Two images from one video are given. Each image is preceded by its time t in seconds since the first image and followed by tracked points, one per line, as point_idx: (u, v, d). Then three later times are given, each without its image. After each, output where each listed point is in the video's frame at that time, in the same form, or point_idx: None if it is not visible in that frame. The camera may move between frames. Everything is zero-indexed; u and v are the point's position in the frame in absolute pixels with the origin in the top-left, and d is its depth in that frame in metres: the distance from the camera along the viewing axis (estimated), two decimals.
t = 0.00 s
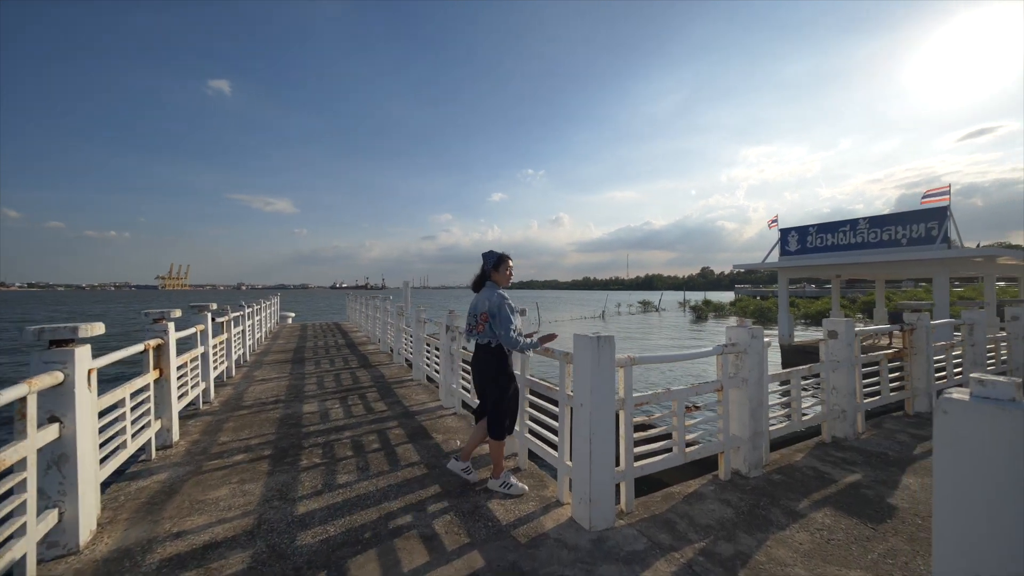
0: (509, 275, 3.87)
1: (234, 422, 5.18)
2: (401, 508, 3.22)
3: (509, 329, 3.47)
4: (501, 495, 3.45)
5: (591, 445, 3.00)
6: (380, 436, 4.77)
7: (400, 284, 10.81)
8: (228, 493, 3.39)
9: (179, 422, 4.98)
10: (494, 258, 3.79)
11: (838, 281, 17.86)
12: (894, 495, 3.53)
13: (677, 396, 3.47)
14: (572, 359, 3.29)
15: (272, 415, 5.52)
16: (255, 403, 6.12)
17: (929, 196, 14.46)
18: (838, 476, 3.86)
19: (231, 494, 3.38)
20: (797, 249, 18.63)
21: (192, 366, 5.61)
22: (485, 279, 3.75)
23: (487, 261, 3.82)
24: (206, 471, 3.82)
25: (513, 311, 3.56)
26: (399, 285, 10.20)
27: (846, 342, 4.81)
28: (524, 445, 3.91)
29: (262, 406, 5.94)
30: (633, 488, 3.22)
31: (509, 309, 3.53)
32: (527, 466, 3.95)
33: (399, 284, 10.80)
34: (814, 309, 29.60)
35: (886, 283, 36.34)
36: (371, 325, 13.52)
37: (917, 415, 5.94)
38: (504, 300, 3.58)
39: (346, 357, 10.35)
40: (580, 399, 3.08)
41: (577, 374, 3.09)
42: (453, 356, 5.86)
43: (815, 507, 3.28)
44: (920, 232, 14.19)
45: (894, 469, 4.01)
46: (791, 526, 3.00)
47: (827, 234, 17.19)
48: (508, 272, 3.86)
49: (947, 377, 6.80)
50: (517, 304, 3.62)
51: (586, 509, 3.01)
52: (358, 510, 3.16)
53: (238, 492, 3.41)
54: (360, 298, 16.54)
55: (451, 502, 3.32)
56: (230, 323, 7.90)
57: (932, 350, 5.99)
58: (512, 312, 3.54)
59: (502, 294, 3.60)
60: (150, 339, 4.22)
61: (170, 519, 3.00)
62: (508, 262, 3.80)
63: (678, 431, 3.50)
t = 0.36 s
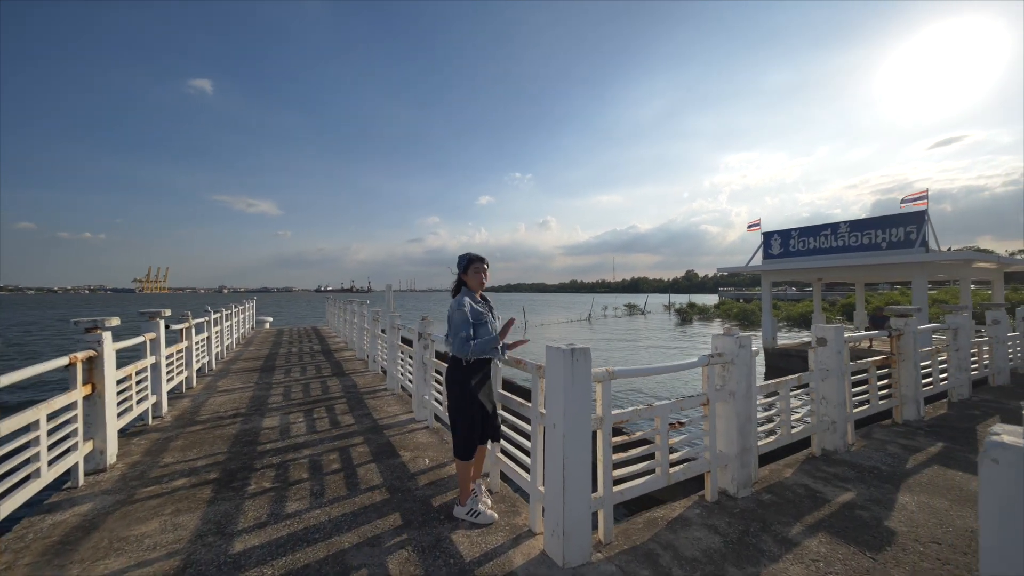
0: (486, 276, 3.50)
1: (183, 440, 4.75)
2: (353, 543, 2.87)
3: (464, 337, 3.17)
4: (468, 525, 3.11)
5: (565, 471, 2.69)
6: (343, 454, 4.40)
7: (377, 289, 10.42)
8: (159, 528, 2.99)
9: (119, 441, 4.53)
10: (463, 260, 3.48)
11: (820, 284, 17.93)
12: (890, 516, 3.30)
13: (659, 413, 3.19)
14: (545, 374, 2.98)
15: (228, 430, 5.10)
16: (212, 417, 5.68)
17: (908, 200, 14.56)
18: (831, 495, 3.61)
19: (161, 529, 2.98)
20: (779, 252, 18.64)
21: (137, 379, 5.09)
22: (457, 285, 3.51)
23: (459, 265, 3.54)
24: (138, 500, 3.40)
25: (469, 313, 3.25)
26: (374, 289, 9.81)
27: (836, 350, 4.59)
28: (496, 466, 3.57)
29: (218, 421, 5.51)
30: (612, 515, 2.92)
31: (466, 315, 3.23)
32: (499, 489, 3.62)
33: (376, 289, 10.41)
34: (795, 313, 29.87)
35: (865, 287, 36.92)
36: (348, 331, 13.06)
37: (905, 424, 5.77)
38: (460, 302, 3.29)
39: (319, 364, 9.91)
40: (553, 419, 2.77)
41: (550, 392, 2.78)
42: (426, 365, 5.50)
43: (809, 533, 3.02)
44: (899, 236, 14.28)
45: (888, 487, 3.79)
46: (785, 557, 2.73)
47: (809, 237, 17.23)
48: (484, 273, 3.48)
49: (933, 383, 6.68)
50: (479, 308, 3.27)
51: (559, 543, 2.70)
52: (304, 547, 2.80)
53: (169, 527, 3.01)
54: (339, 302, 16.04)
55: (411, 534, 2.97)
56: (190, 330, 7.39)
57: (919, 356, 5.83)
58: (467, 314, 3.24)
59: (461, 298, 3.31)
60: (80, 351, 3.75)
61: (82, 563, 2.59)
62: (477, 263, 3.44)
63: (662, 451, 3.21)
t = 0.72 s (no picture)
0: (468, 279, 3.18)
1: (151, 453, 4.44)
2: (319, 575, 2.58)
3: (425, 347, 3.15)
4: (449, 554, 2.82)
5: (555, 498, 2.42)
6: (320, 469, 4.10)
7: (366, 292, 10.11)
8: (104, 559, 2.69)
9: (79, 456, 4.21)
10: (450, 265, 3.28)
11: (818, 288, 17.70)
12: (910, 541, 3.04)
13: (659, 429, 2.92)
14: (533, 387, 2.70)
15: (200, 443, 4.79)
16: (186, 427, 5.36)
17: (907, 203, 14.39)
18: (843, 518, 3.35)
19: (107, 561, 2.67)
20: (777, 256, 18.40)
21: (103, 387, 4.77)
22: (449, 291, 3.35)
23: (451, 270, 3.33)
24: (88, 524, 3.09)
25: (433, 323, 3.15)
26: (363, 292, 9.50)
27: (844, 358, 4.34)
28: (481, 486, 3.29)
29: (191, 431, 5.20)
30: (606, 544, 2.65)
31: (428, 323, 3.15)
32: (485, 510, 3.34)
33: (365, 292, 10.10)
34: (792, 317, 29.68)
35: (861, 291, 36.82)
36: (338, 335, 12.73)
37: (914, 435, 5.53)
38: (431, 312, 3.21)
39: (306, 370, 9.57)
40: (541, 438, 2.50)
41: (538, 408, 2.51)
42: (412, 373, 5.22)
43: (824, 563, 2.76)
44: (898, 240, 14.10)
45: (904, 507, 3.53)
46: None
47: (807, 241, 17.01)
48: (464, 277, 3.17)
49: (940, 392, 6.44)
50: (440, 318, 3.12)
51: None
52: None
53: (117, 557, 2.71)
54: (329, 306, 15.69)
55: (385, 565, 2.69)
56: (168, 334, 7.06)
57: (928, 363, 5.59)
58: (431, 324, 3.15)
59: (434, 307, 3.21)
60: (31, 360, 3.43)
61: None
62: (457, 267, 3.20)
63: (662, 471, 2.94)
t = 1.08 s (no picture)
0: (469, 278, 2.96)
1: (127, 464, 4.16)
2: None
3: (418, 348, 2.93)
4: None
5: (561, 520, 2.18)
6: (308, 481, 3.85)
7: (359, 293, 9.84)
8: None
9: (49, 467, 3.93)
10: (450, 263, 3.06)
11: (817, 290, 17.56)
12: (941, 561, 2.84)
13: (672, 441, 2.70)
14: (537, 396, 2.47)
15: (182, 452, 4.52)
16: (168, 435, 5.08)
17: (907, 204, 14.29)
18: (867, 534, 3.14)
19: None
20: (775, 257, 18.25)
21: (78, 393, 4.49)
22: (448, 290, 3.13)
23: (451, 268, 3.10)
24: (49, 545, 2.82)
25: (428, 322, 2.93)
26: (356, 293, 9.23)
27: (860, 363, 4.12)
28: (480, 502, 3.04)
29: (173, 439, 4.92)
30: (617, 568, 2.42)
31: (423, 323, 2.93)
32: (483, 528, 3.09)
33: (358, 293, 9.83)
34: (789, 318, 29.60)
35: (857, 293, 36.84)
36: (331, 337, 12.45)
37: (928, 441, 5.34)
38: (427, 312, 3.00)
39: (297, 373, 9.29)
40: (547, 453, 2.26)
41: (543, 420, 2.27)
42: (406, 378, 4.97)
43: None
44: (897, 241, 13.99)
45: (929, 522, 3.33)
46: None
47: (806, 242, 16.87)
48: (464, 276, 2.95)
49: (951, 396, 6.27)
50: (436, 317, 2.91)
51: None
52: None
53: None
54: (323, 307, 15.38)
55: None
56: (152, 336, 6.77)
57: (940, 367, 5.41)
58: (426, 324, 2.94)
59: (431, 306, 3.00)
60: None
61: None
62: (457, 265, 2.98)
63: (676, 487, 2.71)
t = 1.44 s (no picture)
0: (459, 275, 2.75)
1: (82, 479, 3.82)
2: None
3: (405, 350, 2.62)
4: None
5: (563, 538, 1.98)
6: (281, 494, 3.58)
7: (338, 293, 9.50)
8: None
9: None
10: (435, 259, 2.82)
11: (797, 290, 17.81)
12: (948, 568, 2.74)
13: (677, 447, 2.53)
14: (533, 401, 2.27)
15: (144, 463, 4.18)
16: (130, 445, 4.72)
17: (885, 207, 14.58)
18: (871, 540, 3.03)
19: None
20: (757, 258, 18.46)
21: (26, 401, 4.11)
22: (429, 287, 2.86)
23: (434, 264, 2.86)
24: None
25: (416, 322, 2.64)
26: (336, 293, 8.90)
27: (856, 362, 4.05)
28: (469, 515, 2.83)
29: (134, 450, 4.56)
30: None
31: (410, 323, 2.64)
32: (473, 543, 2.88)
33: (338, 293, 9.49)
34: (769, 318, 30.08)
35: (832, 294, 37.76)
36: (310, 339, 12.04)
37: (917, 440, 5.32)
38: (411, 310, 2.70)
39: (274, 376, 8.91)
40: (546, 465, 2.06)
41: (542, 429, 2.07)
42: (389, 381, 4.71)
43: None
44: (875, 243, 14.26)
45: (931, 526, 3.23)
46: None
47: (787, 243, 17.09)
48: (454, 272, 2.74)
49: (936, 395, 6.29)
50: (426, 316, 2.64)
51: None
52: None
53: None
54: (302, 308, 14.91)
55: None
56: (115, 339, 6.34)
57: (928, 365, 5.41)
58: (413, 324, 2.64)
59: (415, 305, 2.71)
60: None
61: None
62: (445, 261, 2.76)
63: (680, 497, 2.54)
